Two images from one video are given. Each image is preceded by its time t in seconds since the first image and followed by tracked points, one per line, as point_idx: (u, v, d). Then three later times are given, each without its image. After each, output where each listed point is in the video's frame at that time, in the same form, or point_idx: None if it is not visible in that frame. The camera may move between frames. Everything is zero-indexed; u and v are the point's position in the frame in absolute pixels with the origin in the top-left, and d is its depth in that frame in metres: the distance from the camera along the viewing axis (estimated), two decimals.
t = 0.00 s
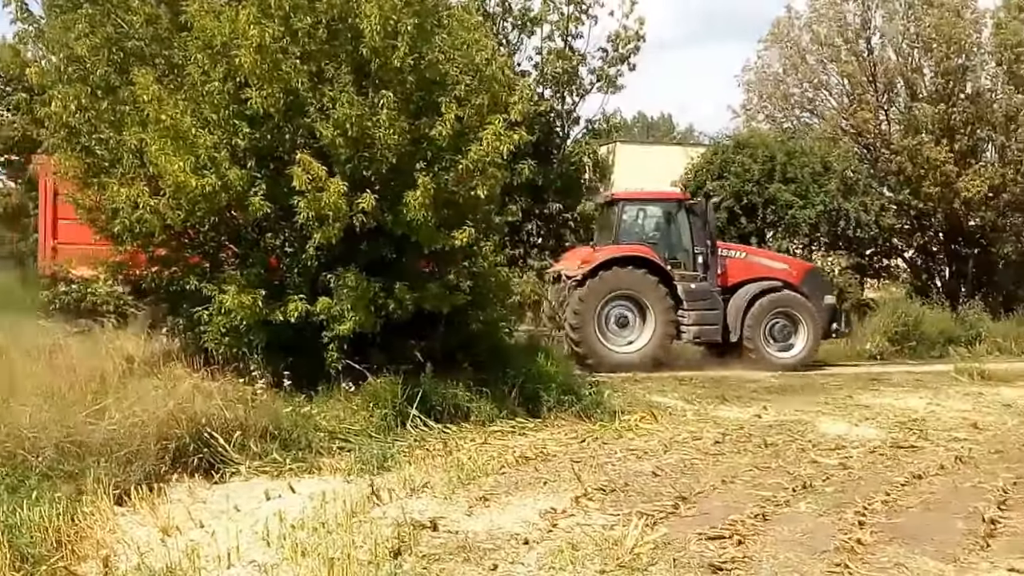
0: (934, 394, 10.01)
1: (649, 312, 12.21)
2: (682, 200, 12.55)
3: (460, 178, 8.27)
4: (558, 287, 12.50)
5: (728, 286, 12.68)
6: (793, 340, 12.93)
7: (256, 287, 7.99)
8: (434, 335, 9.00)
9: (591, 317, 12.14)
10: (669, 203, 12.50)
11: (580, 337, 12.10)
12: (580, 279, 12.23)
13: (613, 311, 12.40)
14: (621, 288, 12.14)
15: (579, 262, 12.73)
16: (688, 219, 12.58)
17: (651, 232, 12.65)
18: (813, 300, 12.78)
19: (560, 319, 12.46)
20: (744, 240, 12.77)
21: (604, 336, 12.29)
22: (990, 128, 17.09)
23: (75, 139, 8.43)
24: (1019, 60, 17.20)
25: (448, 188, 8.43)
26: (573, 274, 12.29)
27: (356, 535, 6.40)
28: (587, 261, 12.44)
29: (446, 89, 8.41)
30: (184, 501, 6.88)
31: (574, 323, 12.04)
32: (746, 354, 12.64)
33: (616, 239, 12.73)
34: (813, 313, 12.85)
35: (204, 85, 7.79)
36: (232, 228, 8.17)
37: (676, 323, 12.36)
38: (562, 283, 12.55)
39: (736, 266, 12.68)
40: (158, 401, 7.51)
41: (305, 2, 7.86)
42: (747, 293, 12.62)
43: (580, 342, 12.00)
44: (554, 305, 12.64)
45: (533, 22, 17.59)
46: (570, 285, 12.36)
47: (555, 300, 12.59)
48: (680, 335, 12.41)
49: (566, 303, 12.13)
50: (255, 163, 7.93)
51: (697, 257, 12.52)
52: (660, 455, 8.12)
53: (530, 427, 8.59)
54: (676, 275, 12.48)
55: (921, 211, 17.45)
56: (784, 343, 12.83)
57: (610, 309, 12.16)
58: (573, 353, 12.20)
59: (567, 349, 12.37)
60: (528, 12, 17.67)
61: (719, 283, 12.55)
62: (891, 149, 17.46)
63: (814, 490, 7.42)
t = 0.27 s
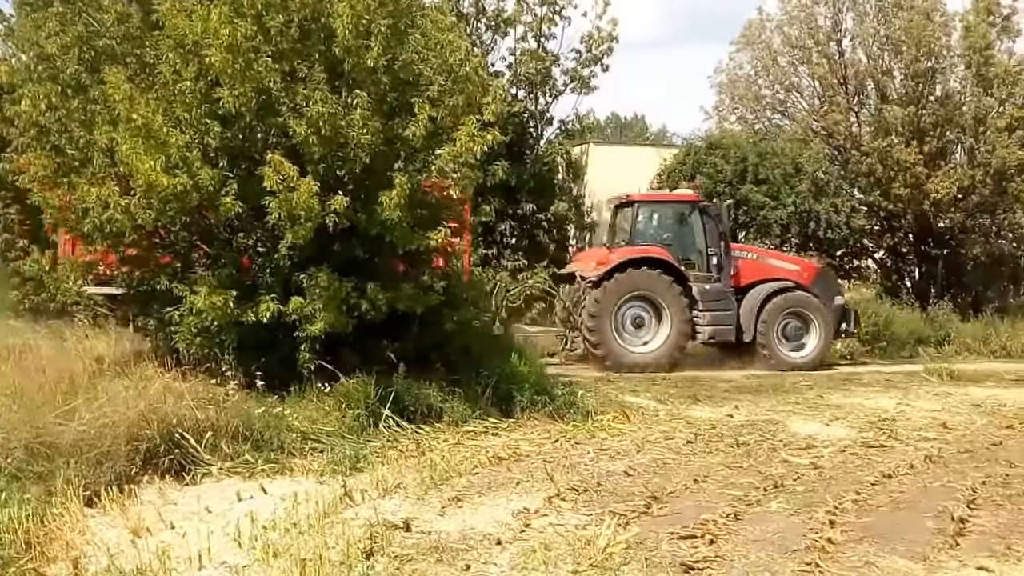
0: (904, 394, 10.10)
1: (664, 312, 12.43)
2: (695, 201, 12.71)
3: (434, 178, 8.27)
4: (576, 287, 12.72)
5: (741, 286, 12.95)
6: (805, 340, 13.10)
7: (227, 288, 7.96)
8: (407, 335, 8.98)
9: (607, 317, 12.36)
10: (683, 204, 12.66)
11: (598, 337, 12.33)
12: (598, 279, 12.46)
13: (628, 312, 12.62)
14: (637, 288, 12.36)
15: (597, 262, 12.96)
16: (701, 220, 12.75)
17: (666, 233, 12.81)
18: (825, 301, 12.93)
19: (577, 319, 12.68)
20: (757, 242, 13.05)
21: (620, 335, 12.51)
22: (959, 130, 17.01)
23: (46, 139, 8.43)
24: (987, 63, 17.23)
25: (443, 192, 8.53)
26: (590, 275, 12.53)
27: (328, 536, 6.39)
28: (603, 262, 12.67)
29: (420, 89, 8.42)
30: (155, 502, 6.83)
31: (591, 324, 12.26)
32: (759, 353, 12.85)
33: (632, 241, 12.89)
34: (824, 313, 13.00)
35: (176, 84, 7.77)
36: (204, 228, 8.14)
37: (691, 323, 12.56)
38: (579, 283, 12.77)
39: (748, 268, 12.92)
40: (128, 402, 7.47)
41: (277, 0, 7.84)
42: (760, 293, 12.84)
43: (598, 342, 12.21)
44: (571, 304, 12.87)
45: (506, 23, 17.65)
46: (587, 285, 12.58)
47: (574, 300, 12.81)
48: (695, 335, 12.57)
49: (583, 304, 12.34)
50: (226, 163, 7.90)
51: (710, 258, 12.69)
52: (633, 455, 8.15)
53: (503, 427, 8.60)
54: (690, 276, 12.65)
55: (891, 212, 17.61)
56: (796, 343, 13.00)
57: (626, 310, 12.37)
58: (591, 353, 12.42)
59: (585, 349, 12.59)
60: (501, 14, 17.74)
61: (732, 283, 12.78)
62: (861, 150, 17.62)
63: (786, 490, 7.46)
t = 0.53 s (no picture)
0: (875, 394, 10.17)
1: (680, 312, 12.60)
2: (710, 203, 12.98)
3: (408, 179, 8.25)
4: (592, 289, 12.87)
5: (754, 287, 13.22)
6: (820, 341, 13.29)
7: (198, 288, 7.94)
8: (381, 336, 8.99)
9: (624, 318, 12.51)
10: (698, 207, 12.90)
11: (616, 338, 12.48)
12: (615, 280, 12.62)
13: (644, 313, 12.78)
14: (653, 289, 12.52)
15: (613, 264, 13.12)
16: (715, 223, 13.02)
17: (680, 235, 13.03)
18: (838, 301, 13.13)
19: (593, 321, 12.82)
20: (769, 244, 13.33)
21: (637, 336, 12.65)
22: (930, 132, 17.17)
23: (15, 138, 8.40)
24: (958, 65, 17.22)
25: (417, 192, 8.54)
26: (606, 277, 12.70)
27: (301, 537, 6.36)
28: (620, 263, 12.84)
29: (394, 90, 8.43)
30: (125, 504, 6.78)
31: (608, 324, 12.40)
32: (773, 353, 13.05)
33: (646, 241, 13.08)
34: (835, 313, 13.22)
35: (147, 83, 7.72)
36: (176, 228, 8.11)
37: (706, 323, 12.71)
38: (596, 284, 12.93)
39: (760, 270, 13.20)
40: (99, 403, 7.42)
41: None
42: (773, 293, 13.06)
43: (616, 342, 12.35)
44: (587, 306, 13.02)
45: (480, 24, 17.69)
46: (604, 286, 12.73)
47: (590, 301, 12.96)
48: (711, 335, 12.71)
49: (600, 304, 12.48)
50: (199, 162, 7.86)
51: (724, 260, 12.94)
52: (606, 456, 8.17)
53: (476, 428, 8.60)
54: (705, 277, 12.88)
55: (863, 213, 17.76)
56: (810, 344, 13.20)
57: (643, 310, 12.52)
58: (608, 354, 12.55)
59: (602, 350, 12.72)
60: (476, 14, 17.78)
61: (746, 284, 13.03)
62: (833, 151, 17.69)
63: (758, 490, 7.50)
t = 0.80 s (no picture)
0: (845, 393, 10.27)
1: (693, 313, 12.88)
2: (721, 205, 13.44)
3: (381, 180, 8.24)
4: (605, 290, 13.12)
5: (764, 287, 13.60)
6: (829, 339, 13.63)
7: (167, 288, 7.92)
8: (354, 336, 8.96)
9: (639, 318, 12.73)
10: (709, 208, 13.35)
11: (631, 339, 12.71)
12: (630, 280, 12.88)
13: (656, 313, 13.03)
14: (666, 289, 12.78)
15: (625, 265, 13.41)
16: (727, 223, 13.45)
17: (692, 235, 13.43)
18: (844, 299, 13.49)
19: (606, 321, 13.04)
20: (777, 245, 13.73)
21: (651, 336, 12.89)
22: (899, 135, 17.28)
23: None
24: (926, 69, 17.24)
25: (390, 192, 8.52)
26: (620, 278, 12.96)
27: (272, 538, 6.34)
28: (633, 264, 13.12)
29: (367, 90, 8.42)
30: (94, 506, 6.72)
31: (623, 324, 12.63)
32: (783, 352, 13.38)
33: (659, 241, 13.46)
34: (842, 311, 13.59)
35: (117, 82, 7.67)
36: (146, 228, 8.09)
37: (718, 322, 13.00)
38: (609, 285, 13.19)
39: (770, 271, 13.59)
40: (67, 405, 7.36)
41: None
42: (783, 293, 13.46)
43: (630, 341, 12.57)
44: (599, 307, 13.25)
45: (453, 24, 17.71)
46: (618, 287, 12.97)
47: (602, 302, 13.20)
48: (724, 333, 12.99)
49: (614, 304, 12.71)
50: (170, 162, 7.82)
51: (736, 260, 13.36)
52: (578, 456, 8.20)
53: (449, 428, 8.61)
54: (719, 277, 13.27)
55: (833, 215, 17.93)
56: (818, 343, 13.54)
57: (657, 310, 12.77)
58: (623, 353, 12.77)
59: (616, 350, 12.94)
60: (449, 14, 17.80)
61: (757, 284, 13.41)
62: (803, 153, 17.47)
63: (729, 489, 7.55)
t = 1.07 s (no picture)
0: (813, 393, 10.36)
1: (703, 312, 13.23)
2: (729, 206, 13.84)
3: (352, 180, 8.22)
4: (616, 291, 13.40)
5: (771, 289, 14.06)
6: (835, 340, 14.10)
7: (136, 288, 7.88)
8: (325, 336, 8.92)
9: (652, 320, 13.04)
10: (718, 210, 13.76)
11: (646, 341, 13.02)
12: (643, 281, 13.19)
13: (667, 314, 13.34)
14: (679, 290, 13.12)
15: (635, 265, 13.74)
16: (734, 224, 13.89)
17: (701, 236, 13.87)
18: (849, 301, 13.98)
19: (618, 322, 13.30)
20: (783, 248, 14.30)
21: (663, 336, 13.17)
22: (867, 137, 17.49)
23: None
24: (894, 70, 17.62)
25: (362, 191, 8.49)
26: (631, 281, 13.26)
27: (241, 540, 6.31)
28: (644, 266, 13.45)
29: (339, 90, 8.40)
30: (62, 508, 6.66)
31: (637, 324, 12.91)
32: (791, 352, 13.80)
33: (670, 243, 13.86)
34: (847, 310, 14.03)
35: (84, 80, 7.62)
36: (115, 228, 8.05)
37: (729, 322, 13.41)
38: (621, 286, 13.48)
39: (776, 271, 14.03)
40: (34, 406, 7.30)
41: None
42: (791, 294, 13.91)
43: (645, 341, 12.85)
44: (610, 308, 13.51)
45: (426, 24, 17.71)
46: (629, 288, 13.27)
47: (613, 303, 13.48)
48: (734, 332, 13.41)
49: (628, 305, 13.00)
50: (139, 161, 7.77)
51: (744, 261, 13.81)
52: (550, 455, 8.22)
53: (421, 428, 8.62)
54: (730, 278, 13.73)
55: (802, 216, 18.09)
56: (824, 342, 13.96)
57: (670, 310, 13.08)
58: (636, 353, 13.03)
59: (628, 350, 13.20)
60: (421, 14, 17.79)
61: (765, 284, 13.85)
62: (774, 155, 17.72)
63: (699, 488, 7.59)
